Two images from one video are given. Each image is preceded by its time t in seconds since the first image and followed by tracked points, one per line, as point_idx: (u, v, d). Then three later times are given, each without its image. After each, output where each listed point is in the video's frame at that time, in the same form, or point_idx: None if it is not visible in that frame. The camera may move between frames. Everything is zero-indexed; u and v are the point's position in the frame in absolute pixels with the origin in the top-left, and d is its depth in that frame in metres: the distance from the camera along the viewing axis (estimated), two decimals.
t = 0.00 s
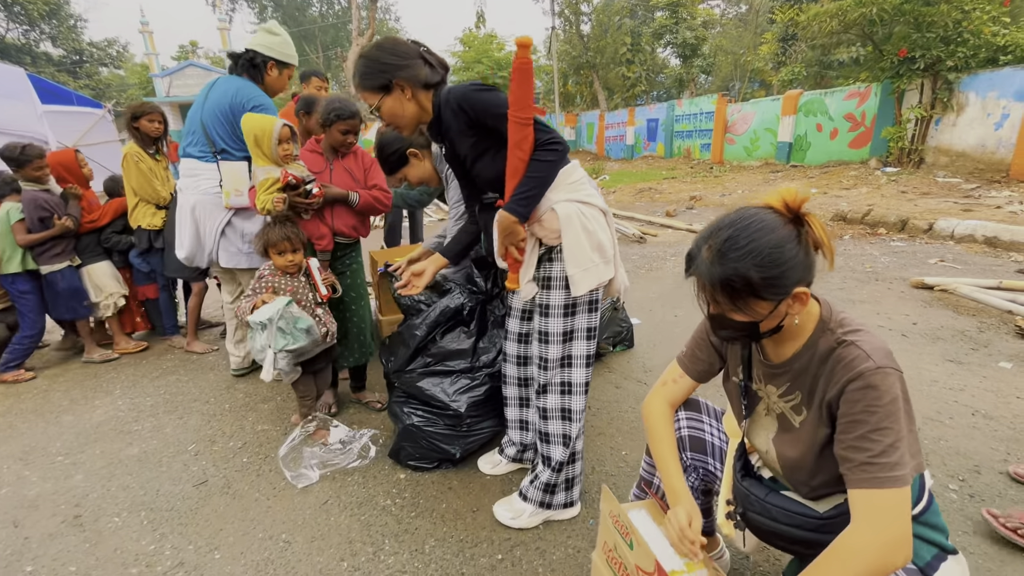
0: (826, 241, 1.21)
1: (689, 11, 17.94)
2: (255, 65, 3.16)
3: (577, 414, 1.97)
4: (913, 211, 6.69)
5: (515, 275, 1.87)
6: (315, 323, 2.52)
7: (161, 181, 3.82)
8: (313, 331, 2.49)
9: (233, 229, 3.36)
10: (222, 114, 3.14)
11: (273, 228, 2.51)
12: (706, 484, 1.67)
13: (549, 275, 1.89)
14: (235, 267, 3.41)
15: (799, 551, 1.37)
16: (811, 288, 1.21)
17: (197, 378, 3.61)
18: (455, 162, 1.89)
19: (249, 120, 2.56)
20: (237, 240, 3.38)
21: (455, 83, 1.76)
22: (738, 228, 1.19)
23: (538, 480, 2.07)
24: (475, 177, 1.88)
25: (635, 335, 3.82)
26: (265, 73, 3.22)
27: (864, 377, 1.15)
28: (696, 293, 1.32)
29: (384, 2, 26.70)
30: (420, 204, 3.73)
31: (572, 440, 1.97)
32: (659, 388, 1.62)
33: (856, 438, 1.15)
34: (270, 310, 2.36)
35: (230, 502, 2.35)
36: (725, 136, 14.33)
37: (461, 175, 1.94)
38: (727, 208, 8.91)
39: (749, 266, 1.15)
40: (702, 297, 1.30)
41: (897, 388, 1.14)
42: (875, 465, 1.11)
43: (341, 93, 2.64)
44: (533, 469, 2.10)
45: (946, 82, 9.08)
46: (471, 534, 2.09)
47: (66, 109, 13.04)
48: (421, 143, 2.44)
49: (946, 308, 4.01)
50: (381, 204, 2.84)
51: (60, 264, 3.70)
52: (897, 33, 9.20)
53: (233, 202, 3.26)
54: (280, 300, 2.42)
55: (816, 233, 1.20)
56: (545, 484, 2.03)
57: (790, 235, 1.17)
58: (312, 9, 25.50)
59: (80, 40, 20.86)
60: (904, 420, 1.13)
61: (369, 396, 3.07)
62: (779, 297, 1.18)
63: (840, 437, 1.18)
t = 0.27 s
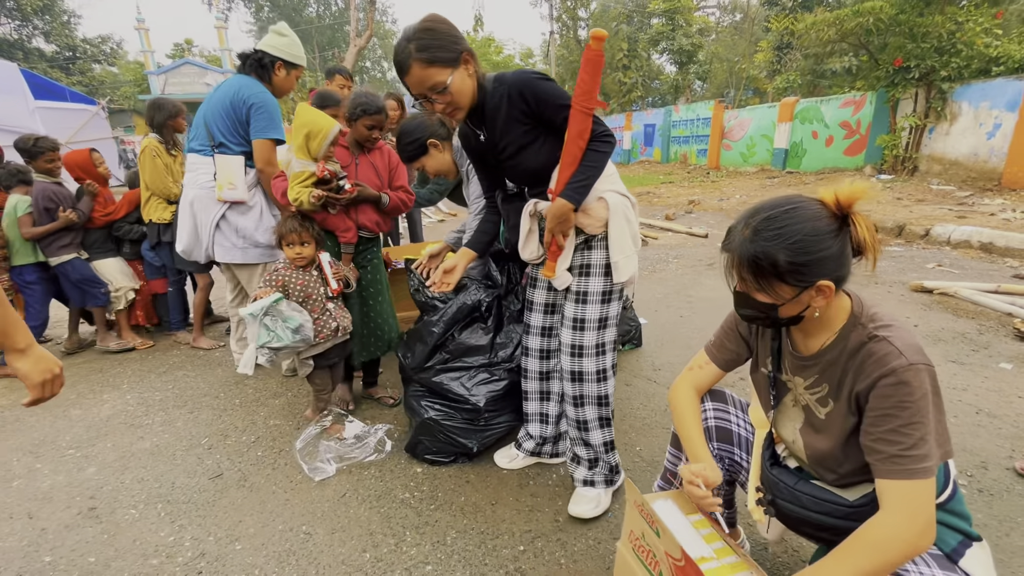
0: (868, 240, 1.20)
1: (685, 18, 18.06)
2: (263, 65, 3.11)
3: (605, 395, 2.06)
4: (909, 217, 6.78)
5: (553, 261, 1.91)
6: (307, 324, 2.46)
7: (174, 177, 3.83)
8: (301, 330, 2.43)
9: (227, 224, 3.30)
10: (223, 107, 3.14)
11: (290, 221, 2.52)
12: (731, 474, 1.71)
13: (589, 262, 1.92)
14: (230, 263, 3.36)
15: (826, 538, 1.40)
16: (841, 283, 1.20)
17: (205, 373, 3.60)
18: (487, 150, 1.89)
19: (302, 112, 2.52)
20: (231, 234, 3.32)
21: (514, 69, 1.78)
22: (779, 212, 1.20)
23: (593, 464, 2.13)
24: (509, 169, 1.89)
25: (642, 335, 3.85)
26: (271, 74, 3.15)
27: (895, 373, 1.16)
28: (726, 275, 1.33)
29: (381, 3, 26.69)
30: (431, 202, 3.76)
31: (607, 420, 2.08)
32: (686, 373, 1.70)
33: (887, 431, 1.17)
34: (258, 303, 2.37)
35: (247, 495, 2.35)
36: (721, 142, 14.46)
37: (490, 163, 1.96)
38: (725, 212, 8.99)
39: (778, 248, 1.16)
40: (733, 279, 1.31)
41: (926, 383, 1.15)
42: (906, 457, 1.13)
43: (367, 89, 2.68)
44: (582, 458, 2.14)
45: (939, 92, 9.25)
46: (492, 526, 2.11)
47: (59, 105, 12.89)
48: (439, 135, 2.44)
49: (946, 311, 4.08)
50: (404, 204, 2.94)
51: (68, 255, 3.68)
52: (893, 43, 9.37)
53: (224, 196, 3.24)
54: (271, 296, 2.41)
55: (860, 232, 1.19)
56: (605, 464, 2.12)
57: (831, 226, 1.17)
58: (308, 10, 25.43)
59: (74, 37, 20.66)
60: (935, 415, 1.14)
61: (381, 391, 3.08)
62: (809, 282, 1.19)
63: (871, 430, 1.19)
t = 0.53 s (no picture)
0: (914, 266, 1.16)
1: (690, 34, 17.86)
2: (275, 83, 3.13)
3: (647, 407, 2.08)
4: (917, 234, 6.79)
5: (601, 279, 1.88)
6: (306, 338, 2.49)
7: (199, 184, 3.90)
8: (297, 343, 2.45)
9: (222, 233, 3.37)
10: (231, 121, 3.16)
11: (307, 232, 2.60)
12: (756, 493, 1.70)
13: (636, 278, 1.93)
14: (223, 271, 3.44)
15: (859, 558, 1.39)
16: (875, 305, 1.17)
17: (219, 382, 3.60)
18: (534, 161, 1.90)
19: (346, 129, 2.54)
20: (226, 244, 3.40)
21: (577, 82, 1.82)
22: (821, 228, 1.18)
23: (631, 476, 2.13)
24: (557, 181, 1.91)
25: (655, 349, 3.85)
26: (282, 92, 3.17)
27: (940, 398, 1.15)
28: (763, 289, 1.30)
29: (389, 17, 27.06)
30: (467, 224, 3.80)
31: (652, 430, 2.10)
32: (711, 381, 1.71)
33: (935, 457, 1.16)
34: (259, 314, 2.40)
35: (264, 506, 2.34)
36: (726, 157, 14.54)
37: (534, 174, 1.96)
38: (732, 227, 9.00)
39: (817, 263, 1.14)
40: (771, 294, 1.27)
41: (971, 407, 1.14)
42: (958, 483, 1.13)
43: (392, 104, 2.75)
44: (621, 469, 2.15)
45: (945, 110, 9.30)
46: (513, 541, 2.10)
47: (71, 114, 13.03)
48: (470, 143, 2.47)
49: (959, 328, 4.07)
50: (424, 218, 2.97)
51: (83, 263, 3.72)
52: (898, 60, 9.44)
53: (216, 206, 3.25)
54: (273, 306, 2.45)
55: (906, 257, 1.16)
56: (644, 475, 2.12)
57: (876, 247, 1.14)
58: (317, 22, 25.77)
59: (86, 46, 20.94)
60: (984, 440, 1.13)
61: (396, 403, 3.08)
62: (844, 301, 1.15)
63: (916, 455, 1.19)
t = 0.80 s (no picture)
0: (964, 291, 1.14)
1: (698, 46, 17.42)
2: (289, 97, 3.16)
3: (681, 428, 2.04)
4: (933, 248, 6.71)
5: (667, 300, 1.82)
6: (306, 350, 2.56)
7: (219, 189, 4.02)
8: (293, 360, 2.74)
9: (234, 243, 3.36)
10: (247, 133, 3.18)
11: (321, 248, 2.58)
12: (788, 519, 1.65)
13: (686, 297, 1.88)
14: (228, 282, 3.42)
15: None
16: (921, 332, 1.14)
17: (232, 393, 3.59)
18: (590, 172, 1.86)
19: (364, 141, 2.54)
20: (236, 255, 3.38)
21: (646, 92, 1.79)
22: (869, 250, 1.16)
23: (656, 497, 2.11)
24: (613, 193, 1.87)
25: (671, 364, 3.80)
26: (296, 103, 3.21)
27: (993, 429, 1.13)
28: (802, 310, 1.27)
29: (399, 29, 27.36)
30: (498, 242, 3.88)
31: (685, 454, 2.06)
32: (739, 397, 1.62)
33: (990, 490, 1.13)
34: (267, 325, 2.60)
35: (280, 522, 2.31)
36: (735, 168, 14.50)
37: (589, 185, 1.92)
38: (743, 238, 8.93)
39: (863, 286, 1.12)
40: (812, 316, 1.25)
41: None
42: (1016, 517, 1.10)
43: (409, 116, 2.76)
44: (645, 489, 2.12)
45: (959, 122, 9.22)
46: (533, 563, 2.05)
47: (86, 123, 13.20)
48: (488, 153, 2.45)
49: (982, 345, 3.99)
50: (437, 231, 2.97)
51: (97, 269, 3.71)
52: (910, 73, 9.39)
53: (228, 216, 3.26)
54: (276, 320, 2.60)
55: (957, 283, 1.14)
56: (671, 497, 2.09)
57: (922, 272, 1.13)
58: (328, 34, 26.08)
59: (102, 57, 21.28)
60: None
61: (411, 416, 3.05)
62: (891, 327, 1.13)
63: (970, 486, 1.16)
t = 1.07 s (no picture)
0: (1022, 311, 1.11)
1: (705, 54, 17.41)
2: (297, 104, 3.23)
3: (712, 451, 2.00)
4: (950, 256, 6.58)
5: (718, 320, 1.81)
6: (308, 371, 2.28)
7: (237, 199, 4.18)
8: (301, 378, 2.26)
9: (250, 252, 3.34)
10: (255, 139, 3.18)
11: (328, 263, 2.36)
12: (823, 545, 1.58)
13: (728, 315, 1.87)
14: (240, 292, 3.38)
15: None
16: (977, 356, 1.12)
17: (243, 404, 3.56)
18: (636, 183, 1.83)
19: (377, 151, 2.51)
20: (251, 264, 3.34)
21: (701, 102, 1.74)
22: (919, 272, 1.14)
23: (680, 518, 2.07)
24: (659, 205, 1.85)
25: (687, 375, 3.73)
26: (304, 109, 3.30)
27: None
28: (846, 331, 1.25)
29: (407, 37, 27.55)
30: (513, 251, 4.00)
31: (716, 478, 2.02)
32: (770, 419, 1.55)
33: None
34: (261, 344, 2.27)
35: (293, 539, 2.27)
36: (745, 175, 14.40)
37: (635, 198, 1.90)
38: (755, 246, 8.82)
39: (916, 310, 1.10)
40: (855, 339, 1.23)
41: None
42: None
43: (419, 125, 2.75)
44: (669, 509, 2.07)
45: (973, 128, 9.10)
46: None
47: (99, 131, 13.33)
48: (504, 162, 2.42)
49: (1007, 358, 3.89)
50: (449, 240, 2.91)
51: (104, 278, 3.70)
52: (924, 79, 9.28)
53: (243, 224, 3.25)
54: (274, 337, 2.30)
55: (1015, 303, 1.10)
56: (696, 520, 2.05)
57: (976, 293, 1.10)
58: (337, 42, 26.30)
59: (116, 66, 21.57)
60: None
61: (424, 429, 3.00)
62: (943, 352, 1.12)
63: None
